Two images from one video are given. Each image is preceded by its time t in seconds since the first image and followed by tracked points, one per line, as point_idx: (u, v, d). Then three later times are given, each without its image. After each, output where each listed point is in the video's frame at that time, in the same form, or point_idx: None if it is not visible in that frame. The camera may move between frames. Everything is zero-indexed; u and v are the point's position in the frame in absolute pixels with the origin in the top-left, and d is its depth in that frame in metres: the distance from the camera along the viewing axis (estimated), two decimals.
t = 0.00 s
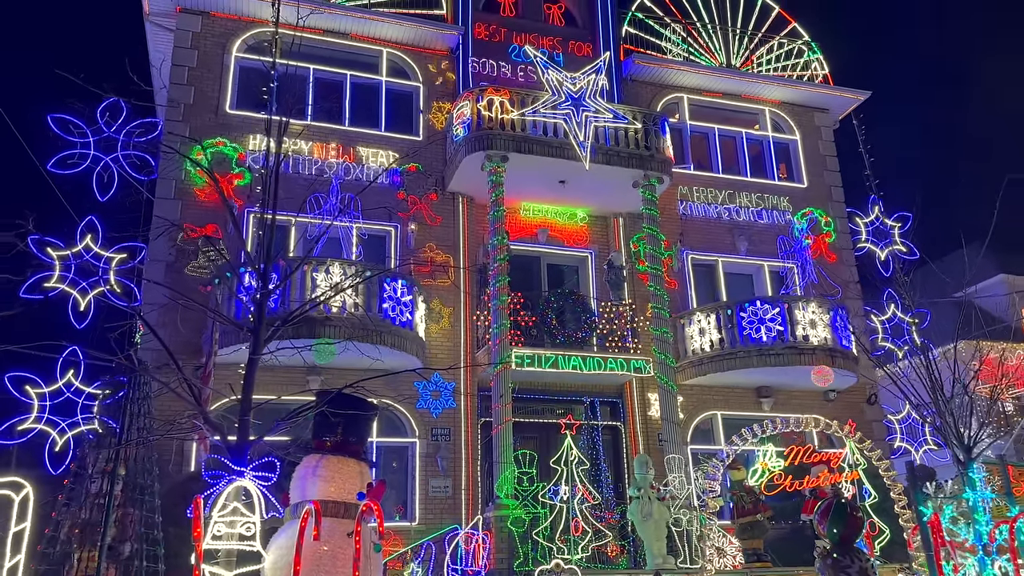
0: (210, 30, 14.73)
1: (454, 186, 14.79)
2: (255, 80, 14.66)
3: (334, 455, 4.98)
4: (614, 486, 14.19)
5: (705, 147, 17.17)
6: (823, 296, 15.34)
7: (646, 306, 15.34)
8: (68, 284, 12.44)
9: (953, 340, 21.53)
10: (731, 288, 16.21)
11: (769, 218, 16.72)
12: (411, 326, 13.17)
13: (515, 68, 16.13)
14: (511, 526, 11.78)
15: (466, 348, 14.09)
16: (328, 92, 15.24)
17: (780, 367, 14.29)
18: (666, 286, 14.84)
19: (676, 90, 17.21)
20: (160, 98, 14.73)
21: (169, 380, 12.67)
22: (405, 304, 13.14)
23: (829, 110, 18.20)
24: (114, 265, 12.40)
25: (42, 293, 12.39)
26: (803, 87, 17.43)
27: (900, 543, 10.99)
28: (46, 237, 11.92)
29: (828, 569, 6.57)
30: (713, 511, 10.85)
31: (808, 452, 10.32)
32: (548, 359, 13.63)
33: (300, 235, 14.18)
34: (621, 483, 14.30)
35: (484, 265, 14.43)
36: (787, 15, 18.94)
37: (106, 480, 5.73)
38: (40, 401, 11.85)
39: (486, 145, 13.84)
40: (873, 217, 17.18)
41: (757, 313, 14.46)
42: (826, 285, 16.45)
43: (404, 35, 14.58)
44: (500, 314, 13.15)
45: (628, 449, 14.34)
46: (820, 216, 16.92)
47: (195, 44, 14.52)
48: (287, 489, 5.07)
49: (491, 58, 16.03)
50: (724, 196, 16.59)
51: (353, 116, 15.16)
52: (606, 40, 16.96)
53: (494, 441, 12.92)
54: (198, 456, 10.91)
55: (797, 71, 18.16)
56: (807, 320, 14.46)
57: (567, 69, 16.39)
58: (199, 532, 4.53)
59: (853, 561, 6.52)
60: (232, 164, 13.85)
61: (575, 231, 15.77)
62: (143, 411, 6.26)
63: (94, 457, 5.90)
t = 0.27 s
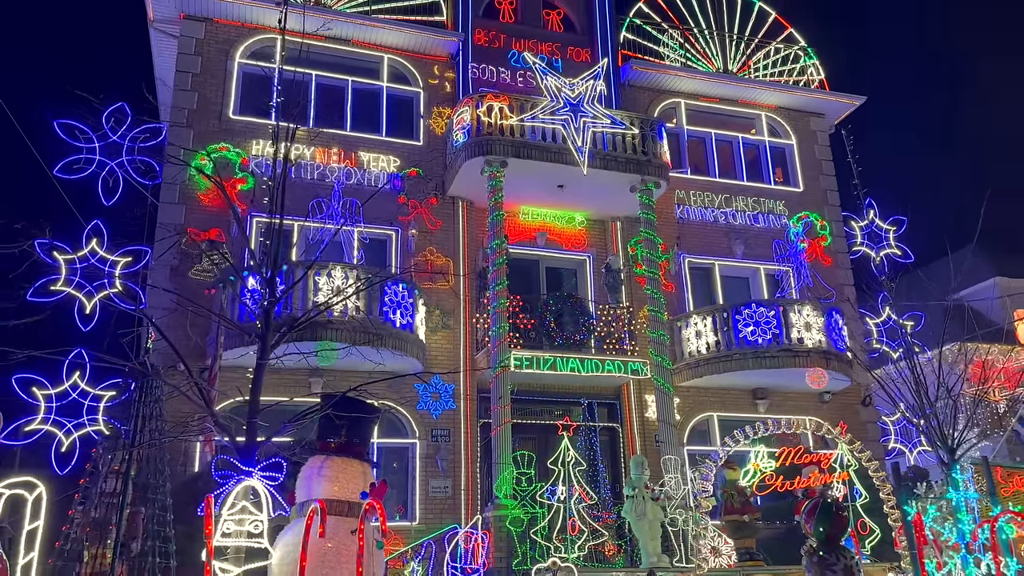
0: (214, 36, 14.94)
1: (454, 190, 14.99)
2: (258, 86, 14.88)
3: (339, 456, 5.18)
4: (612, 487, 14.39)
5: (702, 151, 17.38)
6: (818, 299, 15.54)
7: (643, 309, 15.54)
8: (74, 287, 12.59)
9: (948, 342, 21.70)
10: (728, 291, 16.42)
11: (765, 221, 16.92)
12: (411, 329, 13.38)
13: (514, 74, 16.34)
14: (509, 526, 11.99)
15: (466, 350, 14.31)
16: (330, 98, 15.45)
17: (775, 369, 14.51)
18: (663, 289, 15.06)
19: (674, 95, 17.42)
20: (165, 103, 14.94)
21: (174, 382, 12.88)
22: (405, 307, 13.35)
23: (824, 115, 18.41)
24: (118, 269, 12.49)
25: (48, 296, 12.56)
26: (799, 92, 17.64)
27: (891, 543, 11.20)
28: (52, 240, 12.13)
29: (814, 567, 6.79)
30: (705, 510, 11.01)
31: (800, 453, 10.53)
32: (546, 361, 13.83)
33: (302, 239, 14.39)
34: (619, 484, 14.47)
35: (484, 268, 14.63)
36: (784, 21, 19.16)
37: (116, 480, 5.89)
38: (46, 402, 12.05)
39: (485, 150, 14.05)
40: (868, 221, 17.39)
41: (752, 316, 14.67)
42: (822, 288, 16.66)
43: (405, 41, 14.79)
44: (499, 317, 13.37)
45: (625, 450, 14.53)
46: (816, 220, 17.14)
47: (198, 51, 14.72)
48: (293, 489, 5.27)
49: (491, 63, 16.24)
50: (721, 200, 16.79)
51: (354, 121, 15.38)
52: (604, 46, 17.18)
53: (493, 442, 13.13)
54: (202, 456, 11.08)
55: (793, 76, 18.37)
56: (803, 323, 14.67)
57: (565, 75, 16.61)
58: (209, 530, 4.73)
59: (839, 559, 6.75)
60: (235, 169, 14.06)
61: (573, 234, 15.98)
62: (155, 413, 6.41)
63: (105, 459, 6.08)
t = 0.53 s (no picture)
0: (218, 45, 15.15)
1: (454, 197, 15.19)
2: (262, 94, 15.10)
3: (344, 464, 5.38)
4: (610, 490, 14.57)
5: (700, 158, 17.58)
6: (814, 305, 15.74)
7: (641, 314, 15.73)
8: (80, 293, 12.73)
9: (946, 346, 21.84)
10: (725, 296, 16.61)
11: (762, 227, 17.12)
12: (412, 334, 13.59)
13: (514, 81, 16.55)
14: (508, 529, 12.18)
15: (466, 354, 14.51)
16: (332, 106, 15.66)
17: (771, 374, 14.70)
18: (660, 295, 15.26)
19: (672, 102, 17.62)
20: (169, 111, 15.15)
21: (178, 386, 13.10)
22: (406, 312, 13.55)
23: (821, 122, 18.61)
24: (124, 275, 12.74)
25: (54, 302, 12.78)
26: (796, 99, 17.84)
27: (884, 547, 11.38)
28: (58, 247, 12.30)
29: (804, 571, 6.93)
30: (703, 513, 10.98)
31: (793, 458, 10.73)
32: (545, 366, 14.01)
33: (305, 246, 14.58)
34: (617, 487, 14.64)
35: (484, 274, 14.82)
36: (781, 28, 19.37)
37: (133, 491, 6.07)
38: (53, 407, 12.25)
39: (485, 158, 14.26)
40: (864, 227, 17.59)
41: (749, 322, 14.87)
42: (818, 293, 16.85)
43: (406, 50, 14.99)
44: (499, 323, 13.57)
45: (623, 454, 14.71)
46: (813, 226, 17.32)
47: (202, 59, 14.93)
48: (299, 496, 5.47)
49: (491, 71, 16.46)
50: (718, 207, 16.99)
51: (356, 129, 15.58)
52: (603, 54, 17.38)
53: (492, 446, 13.34)
54: (206, 461, 11.27)
55: (790, 83, 18.58)
56: (798, 329, 14.87)
57: (564, 83, 16.82)
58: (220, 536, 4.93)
59: (827, 564, 6.91)
60: (239, 177, 14.26)
61: (572, 240, 16.18)
62: (164, 421, 6.60)
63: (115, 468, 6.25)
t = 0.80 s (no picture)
0: (225, 55, 15.42)
1: (457, 204, 15.43)
2: (268, 103, 15.37)
3: (357, 469, 5.64)
4: (611, 493, 14.80)
5: (699, 164, 17.84)
6: (811, 310, 15.99)
7: (641, 319, 15.98)
8: (91, 298, 13.03)
9: (943, 350, 22.05)
10: (724, 301, 16.86)
11: (760, 233, 17.36)
12: (416, 339, 13.85)
13: (516, 89, 16.81)
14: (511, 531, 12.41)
15: (469, 358, 14.76)
16: (337, 114, 15.93)
17: (769, 378, 14.94)
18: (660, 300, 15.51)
19: (671, 110, 17.88)
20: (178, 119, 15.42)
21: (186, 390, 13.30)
22: (411, 318, 13.81)
23: (819, 129, 18.86)
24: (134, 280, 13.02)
25: (66, 307, 13.05)
26: (794, 107, 18.09)
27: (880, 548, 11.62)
28: (69, 253, 12.62)
29: (797, 571, 7.22)
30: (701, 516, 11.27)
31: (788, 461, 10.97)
32: (547, 370, 14.24)
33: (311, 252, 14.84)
34: (617, 490, 14.87)
35: (486, 280, 15.07)
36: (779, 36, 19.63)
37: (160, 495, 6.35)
38: (64, 410, 12.51)
39: (488, 166, 14.51)
40: (861, 232, 17.85)
41: (747, 327, 15.11)
42: (816, 298, 17.09)
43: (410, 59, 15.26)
44: (501, 328, 13.81)
45: (623, 457, 14.94)
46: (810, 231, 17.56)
47: (210, 68, 15.20)
48: (315, 499, 5.72)
49: (493, 80, 16.72)
50: (717, 212, 17.25)
51: (361, 136, 15.84)
52: (604, 62, 17.65)
53: (495, 450, 13.58)
54: (215, 464, 11.52)
55: (788, 91, 18.83)
56: (796, 334, 15.12)
57: (566, 91, 17.08)
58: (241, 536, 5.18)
59: (820, 565, 7.18)
60: (246, 184, 14.52)
61: (573, 246, 16.42)
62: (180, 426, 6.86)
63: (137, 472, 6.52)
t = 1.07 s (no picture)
0: (231, 64, 15.63)
1: (460, 211, 15.65)
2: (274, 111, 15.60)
3: (367, 477, 5.86)
4: (611, 497, 15.02)
5: (698, 172, 18.05)
6: (809, 316, 16.20)
7: (641, 325, 16.20)
8: (99, 304, 13.34)
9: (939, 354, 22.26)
10: (723, 307, 17.08)
11: (759, 240, 17.58)
12: (420, 345, 14.06)
13: (518, 97, 17.02)
14: (512, 535, 12.64)
15: (471, 363, 14.97)
16: (341, 122, 16.14)
17: (767, 383, 15.17)
18: (660, 306, 15.75)
19: (671, 118, 18.09)
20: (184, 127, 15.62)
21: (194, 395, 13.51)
22: (414, 324, 14.01)
23: (817, 136, 19.07)
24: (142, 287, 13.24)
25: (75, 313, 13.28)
26: (792, 114, 18.30)
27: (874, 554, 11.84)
28: (79, 261, 12.84)
29: None
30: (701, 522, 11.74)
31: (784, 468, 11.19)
32: (548, 375, 14.45)
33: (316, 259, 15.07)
34: (617, 494, 15.09)
35: (488, 286, 15.30)
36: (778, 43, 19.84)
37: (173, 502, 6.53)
38: (74, 415, 12.72)
39: (490, 175, 14.74)
40: (859, 239, 18.07)
41: (745, 333, 15.33)
42: (813, 305, 17.30)
43: (414, 69, 15.47)
44: (503, 334, 14.03)
45: (624, 462, 15.15)
46: (808, 238, 17.77)
47: (216, 77, 15.41)
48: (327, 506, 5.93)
49: (495, 88, 16.93)
50: (716, 219, 17.47)
51: (365, 144, 16.05)
52: (604, 70, 17.86)
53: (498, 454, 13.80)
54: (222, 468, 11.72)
55: (787, 98, 19.04)
56: (793, 340, 15.33)
57: (567, 99, 17.29)
58: (257, 542, 5.41)
59: (813, 570, 7.41)
60: (252, 192, 14.74)
61: (574, 252, 16.64)
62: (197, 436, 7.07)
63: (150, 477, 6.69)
